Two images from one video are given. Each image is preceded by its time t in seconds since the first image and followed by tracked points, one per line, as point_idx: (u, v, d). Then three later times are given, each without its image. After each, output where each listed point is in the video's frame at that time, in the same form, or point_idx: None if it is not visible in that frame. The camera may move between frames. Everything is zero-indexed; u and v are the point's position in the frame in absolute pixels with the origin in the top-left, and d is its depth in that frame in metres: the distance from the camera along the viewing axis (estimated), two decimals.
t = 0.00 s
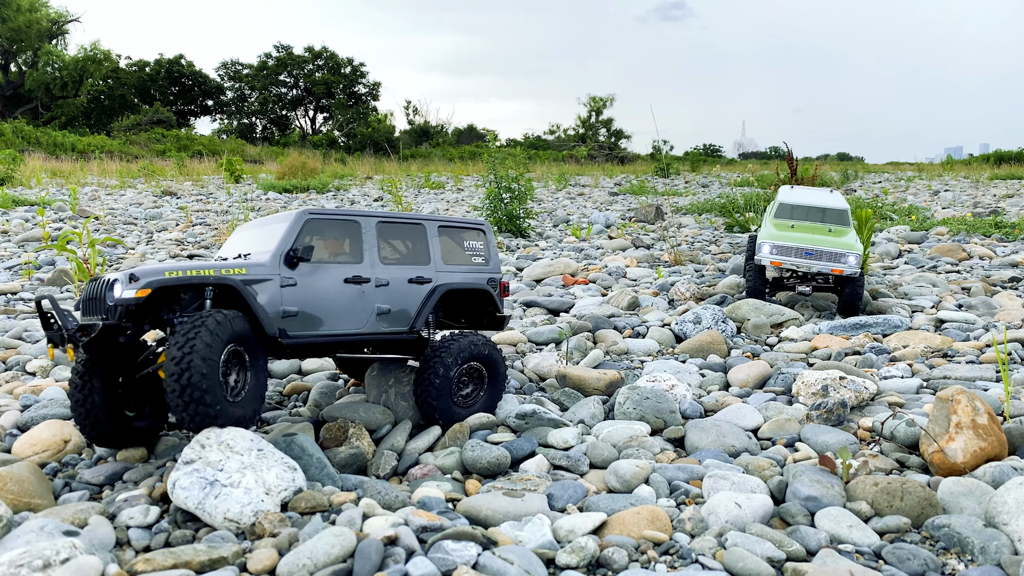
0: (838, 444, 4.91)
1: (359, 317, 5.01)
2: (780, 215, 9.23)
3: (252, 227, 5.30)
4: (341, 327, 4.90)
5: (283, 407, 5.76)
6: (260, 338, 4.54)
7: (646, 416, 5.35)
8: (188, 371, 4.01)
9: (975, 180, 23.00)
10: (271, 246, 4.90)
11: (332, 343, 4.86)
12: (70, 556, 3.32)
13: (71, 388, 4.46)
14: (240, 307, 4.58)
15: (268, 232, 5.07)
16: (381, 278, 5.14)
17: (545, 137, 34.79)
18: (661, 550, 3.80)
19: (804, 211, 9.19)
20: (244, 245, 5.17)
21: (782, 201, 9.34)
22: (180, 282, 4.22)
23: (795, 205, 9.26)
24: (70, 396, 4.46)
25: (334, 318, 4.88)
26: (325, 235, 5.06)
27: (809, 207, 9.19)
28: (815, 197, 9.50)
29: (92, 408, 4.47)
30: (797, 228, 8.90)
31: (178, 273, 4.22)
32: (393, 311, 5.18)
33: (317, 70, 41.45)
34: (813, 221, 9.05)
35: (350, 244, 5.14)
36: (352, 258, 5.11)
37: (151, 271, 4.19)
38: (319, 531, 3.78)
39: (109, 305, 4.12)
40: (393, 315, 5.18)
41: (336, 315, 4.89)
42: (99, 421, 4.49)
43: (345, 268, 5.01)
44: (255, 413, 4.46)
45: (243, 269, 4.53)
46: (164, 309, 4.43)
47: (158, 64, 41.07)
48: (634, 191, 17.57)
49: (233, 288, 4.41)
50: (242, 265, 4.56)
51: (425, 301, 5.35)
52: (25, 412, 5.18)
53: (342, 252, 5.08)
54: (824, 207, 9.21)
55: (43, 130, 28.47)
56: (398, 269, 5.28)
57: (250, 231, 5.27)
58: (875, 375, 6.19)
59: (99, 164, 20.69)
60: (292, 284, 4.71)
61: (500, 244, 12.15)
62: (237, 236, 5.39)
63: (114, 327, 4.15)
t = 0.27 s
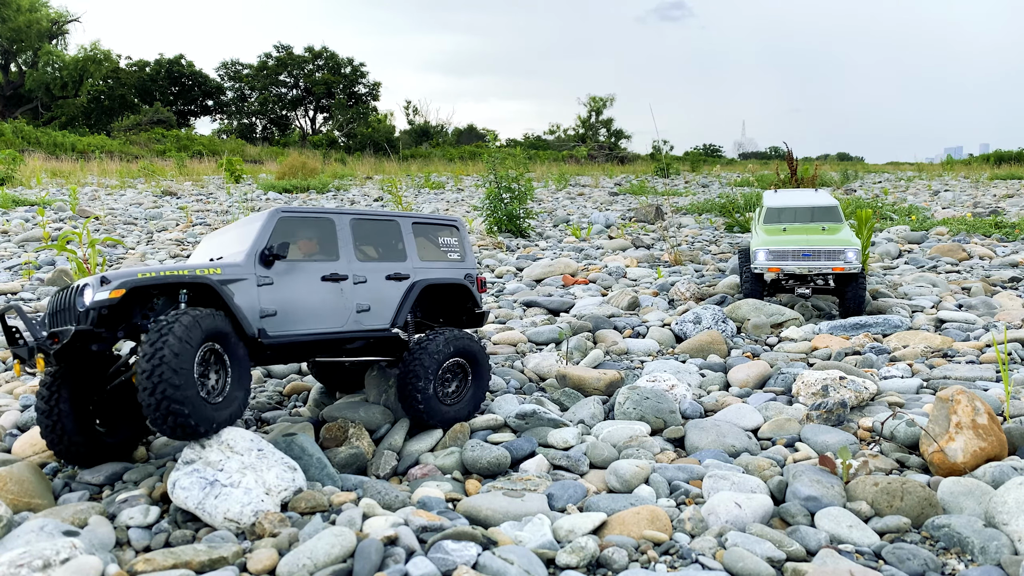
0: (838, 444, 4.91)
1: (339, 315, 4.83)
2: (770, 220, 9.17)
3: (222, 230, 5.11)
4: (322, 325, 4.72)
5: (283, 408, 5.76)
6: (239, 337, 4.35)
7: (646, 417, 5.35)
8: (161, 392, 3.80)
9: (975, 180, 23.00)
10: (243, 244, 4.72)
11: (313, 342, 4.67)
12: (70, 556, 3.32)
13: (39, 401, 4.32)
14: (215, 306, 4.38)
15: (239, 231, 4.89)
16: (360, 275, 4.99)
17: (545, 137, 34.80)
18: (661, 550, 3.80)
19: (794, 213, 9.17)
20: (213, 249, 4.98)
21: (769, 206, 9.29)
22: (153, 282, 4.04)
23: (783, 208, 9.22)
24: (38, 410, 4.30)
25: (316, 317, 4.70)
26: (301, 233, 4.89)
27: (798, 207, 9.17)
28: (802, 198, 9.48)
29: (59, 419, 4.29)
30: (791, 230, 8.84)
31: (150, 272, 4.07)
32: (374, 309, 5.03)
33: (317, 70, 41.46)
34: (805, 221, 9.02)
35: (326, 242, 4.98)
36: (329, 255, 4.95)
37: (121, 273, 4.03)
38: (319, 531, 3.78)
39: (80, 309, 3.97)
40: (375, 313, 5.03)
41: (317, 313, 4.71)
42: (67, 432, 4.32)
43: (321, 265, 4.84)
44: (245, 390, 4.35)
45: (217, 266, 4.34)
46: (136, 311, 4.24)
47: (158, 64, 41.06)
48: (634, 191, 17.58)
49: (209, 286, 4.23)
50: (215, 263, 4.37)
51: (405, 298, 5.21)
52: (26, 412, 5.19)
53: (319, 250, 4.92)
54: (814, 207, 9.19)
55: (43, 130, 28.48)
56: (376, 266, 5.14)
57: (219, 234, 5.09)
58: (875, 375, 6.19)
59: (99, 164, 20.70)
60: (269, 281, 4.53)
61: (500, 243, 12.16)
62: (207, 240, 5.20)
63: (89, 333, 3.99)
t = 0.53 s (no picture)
0: (837, 444, 4.91)
1: (323, 319, 4.83)
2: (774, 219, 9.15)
3: (203, 232, 5.08)
4: (305, 331, 4.72)
5: (283, 408, 5.76)
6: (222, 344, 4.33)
7: (646, 417, 5.35)
8: (145, 426, 3.72)
9: (975, 180, 22.99)
10: (225, 249, 4.70)
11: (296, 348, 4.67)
12: (70, 556, 3.32)
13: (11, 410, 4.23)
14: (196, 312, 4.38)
15: (220, 235, 4.86)
16: (342, 277, 4.98)
17: (545, 137, 34.80)
18: (661, 550, 3.80)
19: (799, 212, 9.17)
20: (195, 252, 4.95)
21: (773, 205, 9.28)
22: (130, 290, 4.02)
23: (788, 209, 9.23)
24: (10, 419, 4.23)
25: (298, 322, 4.70)
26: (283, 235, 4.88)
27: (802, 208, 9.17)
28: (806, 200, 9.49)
29: (30, 429, 4.21)
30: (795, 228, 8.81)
31: (128, 280, 4.07)
32: (358, 312, 5.01)
33: (317, 70, 41.46)
34: (810, 221, 9.02)
35: (308, 244, 4.97)
36: (311, 258, 4.93)
37: (98, 280, 4.00)
38: (319, 531, 3.78)
39: (54, 319, 3.89)
40: (359, 317, 5.01)
41: (299, 318, 4.71)
42: (38, 443, 4.23)
43: (303, 269, 4.82)
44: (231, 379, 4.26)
45: (198, 274, 4.33)
46: (114, 319, 4.17)
47: (158, 64, 41.05)
48: (634, 191, 17.58)
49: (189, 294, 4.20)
50: (196, 270, 4.36)
51: (389, 300, 5.20)
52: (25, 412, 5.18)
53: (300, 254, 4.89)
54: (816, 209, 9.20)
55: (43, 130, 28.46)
56: (359, 268, 5.12)
57: (201, 236, 5.05)
58: (875, 375, 6.19)
59: (98, 164, 20.70)
60: (250, 285, 4.53)
61: (500, 243, 12.16)
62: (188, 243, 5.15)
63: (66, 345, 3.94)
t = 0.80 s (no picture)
0: (837, 444, 4.91)
1: (308, 334, 4.64)
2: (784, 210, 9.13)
3: (185, 230, 4.83)
4: (291, 348, 4.54)
5: (282, 408, 5.76)
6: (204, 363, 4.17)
7: (646, 417, 5.35)
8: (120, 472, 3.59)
9: (975, 180, 22.99)
10: (208, 258, 4.46)
11: (280, 365, 4.50)
12: (70, 556, 3.32)
13: None
14: (177, 328, 4.17)
15: (204, 240, 4.61)
16: (331, 290, 4.75)
17: (545, 138, 34.81)
18: (661, 550, 3.80)
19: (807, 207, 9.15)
20: (175, 250, 4.71)
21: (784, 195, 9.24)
22: (109, 311, 3.79)
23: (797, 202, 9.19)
24: None
25: (284, 338, 4.50)
26: (270, 244, 4.65)
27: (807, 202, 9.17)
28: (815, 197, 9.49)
29: None
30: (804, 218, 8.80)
31: (107, 299, 3.82)
32: (346, 326, 4.81)
33: (317, 70, 41.48)
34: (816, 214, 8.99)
35: (296, 254, 4.73)
36: (298, 269, 4.70)
37: (75, 300, 3.75)
38: (319, 531, 3.78)
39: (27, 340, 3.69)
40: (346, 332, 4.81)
41: (285, 334, 4.51)
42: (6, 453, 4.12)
43: (290, 281, 4.59)
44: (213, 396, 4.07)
45: (181, 289, 4.11)
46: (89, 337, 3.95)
47: (158, 64, 41.06)
48: (634, 191, 17.59)
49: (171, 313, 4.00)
50: (179, 284, 4.14)
51: (378, 312, 4.99)
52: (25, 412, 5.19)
53: (288, 265, 4.66)
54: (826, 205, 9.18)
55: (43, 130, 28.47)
56: (348, 279, 4.89)
57: (183, 235, 4.79)
58: (875, 375, 6.19)
59: (98, 164, 20.70)
60: (235, 301, 4.30)
61: (500, 243, 12.17)
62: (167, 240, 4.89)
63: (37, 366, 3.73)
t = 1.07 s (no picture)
0: (837, 444, 4.91)
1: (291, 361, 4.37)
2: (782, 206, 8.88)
3: (169, 229, 4.48)
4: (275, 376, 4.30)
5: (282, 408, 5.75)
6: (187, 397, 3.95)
7: (646, 417, 5.35)
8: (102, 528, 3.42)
9: (975, 180, 23.00)
10: (196, 276, 4.15)
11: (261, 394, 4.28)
12: (70, 556, 3.31)
13: None
14: (158, 357, 3.89)
15: (192, 251, 4.28)
16: (322, 315, 4.47)
17: (545, 138, 34.81)
18: (661, 550, 3.80)
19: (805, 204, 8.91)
20: (155, 256, 4.39)
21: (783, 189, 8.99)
22: (99, 346, 3.55)
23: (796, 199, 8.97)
24: None
25: (266, 366, 4.26)
26: (261, 262, 4.30)
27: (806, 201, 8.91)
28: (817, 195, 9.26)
29: None
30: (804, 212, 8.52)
31: (94, 330, 3.56)
32: (331, 351, 4.55)
33: (317, 70, 41.49)
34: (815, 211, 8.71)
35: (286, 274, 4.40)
36: (289, 291, 4.39)
37: (58, 326, 3.48)
38: (319, 531, 3.78)
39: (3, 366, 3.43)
40: (331, 357, 4.56)
41: (268, 361, 4.26)
42: None
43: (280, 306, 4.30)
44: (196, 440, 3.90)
45: (170, 317, 3.84)
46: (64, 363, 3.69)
47: (158, 64, 41.07)
48: (634, 191, 17.59)
49: (162, 347, 3.77)
50: (168, 311, 3.86)
51: (365, 337, 4.73)
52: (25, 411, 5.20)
53: (277, 287, 4.36)
54: (825, 201, 9.02)
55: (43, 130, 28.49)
56: (338, 302, 4.60)
57: (166, 236, 4.45)
58: (875, 375, 6.19)
59: (98, 164, 20.71)
60: (224, 330, 4.02)
61: (500, 243, 12.17)
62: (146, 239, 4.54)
63: (7, 400, 3.48)
